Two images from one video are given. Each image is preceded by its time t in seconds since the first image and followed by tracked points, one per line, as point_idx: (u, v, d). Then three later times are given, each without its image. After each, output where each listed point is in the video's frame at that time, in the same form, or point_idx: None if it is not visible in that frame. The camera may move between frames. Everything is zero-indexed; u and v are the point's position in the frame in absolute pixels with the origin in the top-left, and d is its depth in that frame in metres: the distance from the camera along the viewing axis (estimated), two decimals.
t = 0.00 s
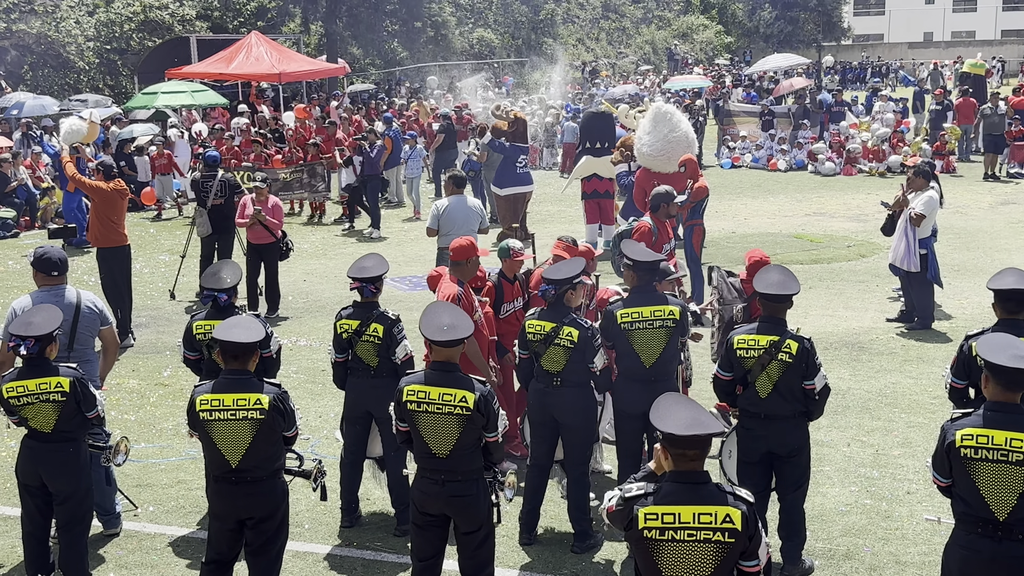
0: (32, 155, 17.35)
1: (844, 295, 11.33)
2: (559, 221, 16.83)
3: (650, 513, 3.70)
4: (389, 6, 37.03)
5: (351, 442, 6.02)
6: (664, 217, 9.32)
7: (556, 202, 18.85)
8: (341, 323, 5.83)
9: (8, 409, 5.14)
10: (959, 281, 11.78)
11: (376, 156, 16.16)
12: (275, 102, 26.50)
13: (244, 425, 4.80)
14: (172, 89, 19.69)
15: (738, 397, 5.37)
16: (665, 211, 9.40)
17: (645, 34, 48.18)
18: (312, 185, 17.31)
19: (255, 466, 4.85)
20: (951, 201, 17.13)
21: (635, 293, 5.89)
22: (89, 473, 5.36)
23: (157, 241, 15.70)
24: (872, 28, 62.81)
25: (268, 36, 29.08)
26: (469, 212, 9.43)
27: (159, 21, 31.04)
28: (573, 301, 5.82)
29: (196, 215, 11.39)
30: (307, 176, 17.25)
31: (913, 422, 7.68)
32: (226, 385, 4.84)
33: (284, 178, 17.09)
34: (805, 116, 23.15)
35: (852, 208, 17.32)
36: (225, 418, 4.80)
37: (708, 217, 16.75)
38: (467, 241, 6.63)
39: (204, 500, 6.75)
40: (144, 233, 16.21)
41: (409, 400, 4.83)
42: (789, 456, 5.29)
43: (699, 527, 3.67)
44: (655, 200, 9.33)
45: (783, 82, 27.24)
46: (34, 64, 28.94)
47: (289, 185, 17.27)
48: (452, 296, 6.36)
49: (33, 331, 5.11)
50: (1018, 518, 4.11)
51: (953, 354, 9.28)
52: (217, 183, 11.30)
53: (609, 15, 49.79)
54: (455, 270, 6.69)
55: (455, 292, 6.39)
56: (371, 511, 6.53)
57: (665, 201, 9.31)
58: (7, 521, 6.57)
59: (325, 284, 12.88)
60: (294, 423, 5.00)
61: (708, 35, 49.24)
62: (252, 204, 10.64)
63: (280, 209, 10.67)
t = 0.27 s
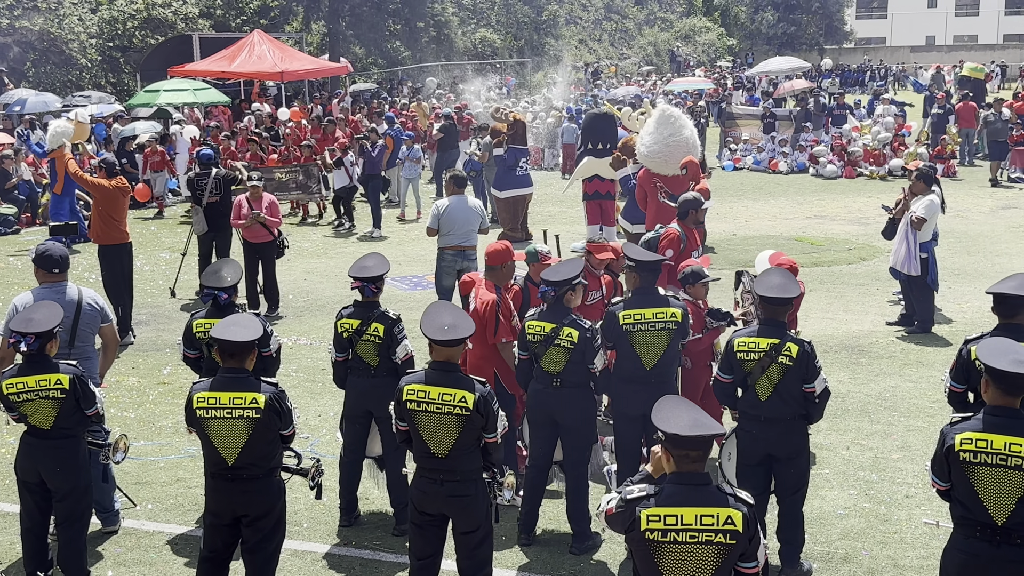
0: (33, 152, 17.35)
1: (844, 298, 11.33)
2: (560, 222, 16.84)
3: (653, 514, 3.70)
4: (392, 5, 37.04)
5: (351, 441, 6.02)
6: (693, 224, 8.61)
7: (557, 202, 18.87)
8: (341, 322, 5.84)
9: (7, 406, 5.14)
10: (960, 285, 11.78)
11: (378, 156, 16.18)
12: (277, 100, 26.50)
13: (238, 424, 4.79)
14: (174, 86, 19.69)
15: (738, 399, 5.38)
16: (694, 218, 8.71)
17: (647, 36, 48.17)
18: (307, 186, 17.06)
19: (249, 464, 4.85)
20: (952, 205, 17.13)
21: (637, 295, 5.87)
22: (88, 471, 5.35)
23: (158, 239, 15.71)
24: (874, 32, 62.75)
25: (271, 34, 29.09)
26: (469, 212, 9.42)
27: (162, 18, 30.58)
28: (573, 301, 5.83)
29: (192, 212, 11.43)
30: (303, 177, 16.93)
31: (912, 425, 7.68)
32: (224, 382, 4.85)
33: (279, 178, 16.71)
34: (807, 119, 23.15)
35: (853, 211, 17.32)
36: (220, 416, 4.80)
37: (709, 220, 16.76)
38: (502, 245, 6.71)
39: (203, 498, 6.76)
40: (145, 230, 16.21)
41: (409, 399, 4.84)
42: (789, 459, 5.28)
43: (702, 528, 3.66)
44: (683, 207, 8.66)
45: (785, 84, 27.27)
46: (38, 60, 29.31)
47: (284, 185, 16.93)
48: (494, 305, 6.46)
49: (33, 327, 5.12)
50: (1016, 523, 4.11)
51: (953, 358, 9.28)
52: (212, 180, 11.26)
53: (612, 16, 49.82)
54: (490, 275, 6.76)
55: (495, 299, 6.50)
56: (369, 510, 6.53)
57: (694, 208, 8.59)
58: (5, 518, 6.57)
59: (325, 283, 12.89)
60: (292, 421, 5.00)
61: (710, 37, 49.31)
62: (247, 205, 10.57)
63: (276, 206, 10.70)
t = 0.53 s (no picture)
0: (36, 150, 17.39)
1: (845, 304, 11.34)
2: (562, 225, 16.86)
3: (654, 517, 3.70)
4: (396, 7, 37.17)
5: (351, 441, 6.02)
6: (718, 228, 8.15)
7: (559, 205, 18.88)
8: (343, 322, 5.84)
9: (8, 403, 5.15)
10: (961, 292, 11.78)
11: (380, 157, 16.20)
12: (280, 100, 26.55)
13: (231, 422, 4.81)
14: (177, 86, 19.73)
15: (738, 404, 5.38)
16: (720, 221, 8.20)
17: (651, 39, 48.25)
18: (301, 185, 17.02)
19: (242, 463, 4.85)
20: (953, 212, 17.13)
21: (640, 298, 5.87)
22: (88, 469, 5.35)
23: (160, 238, 15.73)
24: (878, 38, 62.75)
25: (275, 35, 29.16)
26: (470, 214, 9.44)
27: (166, 19, 30.06)
28: (574, 304, 5.83)
29: (189, 210, 11.43)
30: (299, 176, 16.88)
31: (912, 432, 7.67)
32: (220, 382, 4.87)
33: (273, 177, 16.73)
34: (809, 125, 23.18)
35: (855, 216, 17.33)
36: (213, 415, 4.82)
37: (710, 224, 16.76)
38: (534, 246, 6.67)
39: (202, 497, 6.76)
40: (146, 229, 16.23)
41: (410, 400, 4.84)
42: (789, 465, 5.28)
43: (703, 532, 3.67)
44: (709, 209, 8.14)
45: (788, 90, 27.29)
46: (41, 58, 30.26)
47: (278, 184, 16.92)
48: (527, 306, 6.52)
49: (34, 325, 5.12)
50: (1016, 530, 4.11)
51: (953, 365, 9.28)
52: (209, 178, 11.28)
53: (615, 20, 49.90)
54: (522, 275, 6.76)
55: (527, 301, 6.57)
56: (368, 511, 6.52)
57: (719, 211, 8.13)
58: (4, 515, 6.57)
59: (326, 283, 12.90)
60: (286, 422, 4.99)
61: (713, 42, 49.51)
62: (244, 206, 10.51)
63: (274, 206, 10.65)
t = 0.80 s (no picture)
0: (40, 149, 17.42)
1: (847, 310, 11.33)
2: (565, 228, 16.87)
3: (655, 522, 3.70)
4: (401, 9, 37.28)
5: (352, 443, 6.02)
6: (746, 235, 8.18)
7: (562, 209, 18.89)
8: (346, 323, 5.85)
9: (10, 401, 5.15)
10: (963, 299, 11.78)
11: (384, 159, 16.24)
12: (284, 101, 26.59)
13: (225, 421, 4.81)
14: (181, 87, 19.75)
15: (741, 409, 5.38)
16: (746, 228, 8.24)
17: (655, 45, 48.27)
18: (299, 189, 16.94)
19: (238, 462, 4.86)
20: (956, 219, 17.13)
21: (643, 302, 5.87)
22: (89, 468, 5.36)
23: (163, 238, 15.76)
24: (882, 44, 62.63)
25: (280, 37, 29.22)
26: (472, 217, 9.43)
27: (171, 19, 30.41)
28: (576, 307, 5.82)
29: (193, 210, 11.46)
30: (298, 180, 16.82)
31: (913, 439, 7.67)
32: (216, 381, 4.87)
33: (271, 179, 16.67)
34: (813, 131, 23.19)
35: (858, 223, 17.33)
36: (208, 414, 4.82)
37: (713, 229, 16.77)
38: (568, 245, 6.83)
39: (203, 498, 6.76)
40: (149, 230, 16.25)
41: (413, 402, 4.84)
42: (791, 470, 5.27)
43: (704, 537, 3.67)
44: (736, 216, 8.19)
45: (792, 96, 27.31)
46: (46, 58, 30.11)
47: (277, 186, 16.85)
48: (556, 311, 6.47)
49: (36, 323, 5.12)
50: (1017, 537, 4.11)
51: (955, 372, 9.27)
52: (214, 177, 11.28)
53: (619, 25, 49.95)
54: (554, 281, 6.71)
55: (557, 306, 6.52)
56: (369, 513, 6.52)
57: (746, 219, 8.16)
58: (6, 513, 6.58)
59: (329, 285, 12.91)
60: (282, 422, 4.99)
61: (717, 48, 49.53)
62: (247, 208, 10.44)
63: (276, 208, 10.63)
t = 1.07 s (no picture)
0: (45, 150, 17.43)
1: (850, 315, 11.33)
2: (567, 232, 16.86)
3: (656, 526, 3.68)
4: (405, 12, 37.32)
5: (354, 446, 6.01)
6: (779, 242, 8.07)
7: (565, 213, 18.88)
8: (348, 327, 5.85)
9: (13, 401, 5.15)
10: (966, 305, 11.77)
11: (387, 161, 16.26)
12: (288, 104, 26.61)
13: (221, 422, 4.82)
14: (184, 89, 19.75)
15: (744, 414, 5.36)
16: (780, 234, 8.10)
17: (659, 49, 48.19)
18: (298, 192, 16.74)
19: (236, 464, 4.86)
20: (960, 225, 17.10)
21: (643, 305, 5.86)
22: (92, 469, 5.36)
23: (166, 240, 15.77)
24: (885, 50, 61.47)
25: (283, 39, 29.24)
26: (471, 221, 9.43)
27: (176, 21, 30.24)
28: (579, 312, 5.81)
29: (199, 211, 11.48)
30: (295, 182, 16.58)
31: (916, 445, 7.66)
32: (214, 382, 4.88)
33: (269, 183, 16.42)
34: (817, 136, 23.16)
35: (861, 228, 17.31)
36: (205, 415, 4.83)
37: (716, 233, 16.76)
38: (603, 254, 6.94)
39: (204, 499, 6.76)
40: (153, 231, 16.26)
41: (416, 405, 4.84)
42: (793, 476, 5.26)
43: (705, 540, 3.66)
44: (768, 222, 8.09)
45: (795, 101, 27.30)
46: (51, 59, 30.30)
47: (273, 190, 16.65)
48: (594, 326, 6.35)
49: (39, 324, 5.11)
50: (1020, 543, 4.10)
51: (958, 378, 9.26)
52: (219, 179, 11.25)
53: (623, 28, 49.91)
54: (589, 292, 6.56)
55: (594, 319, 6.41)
56: (371, 516, 6.52)
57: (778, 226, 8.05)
58: (8, 514, 6.58)
59: (332, 287, 12.92)
60: (279, 424, 5.00)
61: (721, 52, 49.40)
62: (258, 213, 10.48)
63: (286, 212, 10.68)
